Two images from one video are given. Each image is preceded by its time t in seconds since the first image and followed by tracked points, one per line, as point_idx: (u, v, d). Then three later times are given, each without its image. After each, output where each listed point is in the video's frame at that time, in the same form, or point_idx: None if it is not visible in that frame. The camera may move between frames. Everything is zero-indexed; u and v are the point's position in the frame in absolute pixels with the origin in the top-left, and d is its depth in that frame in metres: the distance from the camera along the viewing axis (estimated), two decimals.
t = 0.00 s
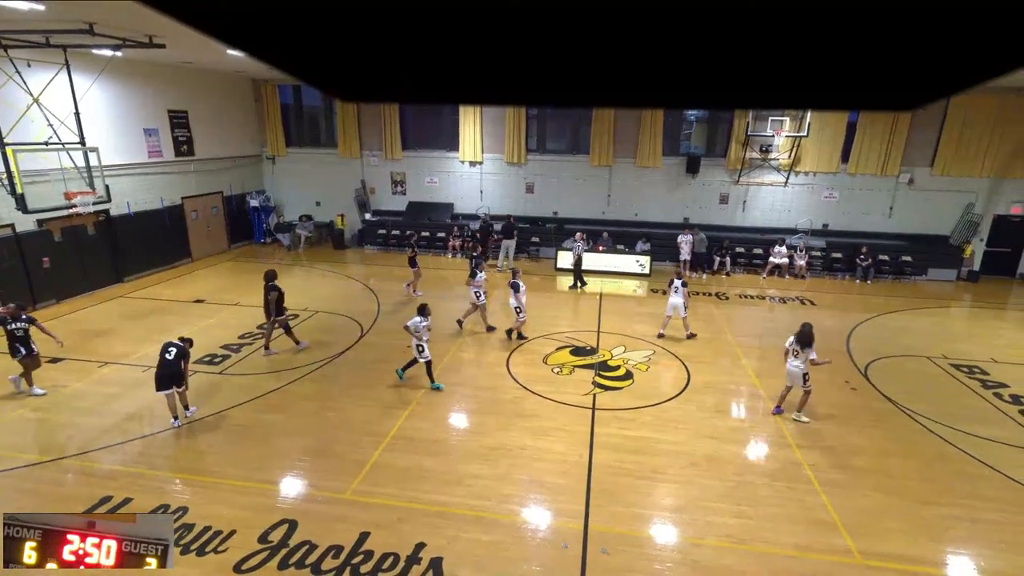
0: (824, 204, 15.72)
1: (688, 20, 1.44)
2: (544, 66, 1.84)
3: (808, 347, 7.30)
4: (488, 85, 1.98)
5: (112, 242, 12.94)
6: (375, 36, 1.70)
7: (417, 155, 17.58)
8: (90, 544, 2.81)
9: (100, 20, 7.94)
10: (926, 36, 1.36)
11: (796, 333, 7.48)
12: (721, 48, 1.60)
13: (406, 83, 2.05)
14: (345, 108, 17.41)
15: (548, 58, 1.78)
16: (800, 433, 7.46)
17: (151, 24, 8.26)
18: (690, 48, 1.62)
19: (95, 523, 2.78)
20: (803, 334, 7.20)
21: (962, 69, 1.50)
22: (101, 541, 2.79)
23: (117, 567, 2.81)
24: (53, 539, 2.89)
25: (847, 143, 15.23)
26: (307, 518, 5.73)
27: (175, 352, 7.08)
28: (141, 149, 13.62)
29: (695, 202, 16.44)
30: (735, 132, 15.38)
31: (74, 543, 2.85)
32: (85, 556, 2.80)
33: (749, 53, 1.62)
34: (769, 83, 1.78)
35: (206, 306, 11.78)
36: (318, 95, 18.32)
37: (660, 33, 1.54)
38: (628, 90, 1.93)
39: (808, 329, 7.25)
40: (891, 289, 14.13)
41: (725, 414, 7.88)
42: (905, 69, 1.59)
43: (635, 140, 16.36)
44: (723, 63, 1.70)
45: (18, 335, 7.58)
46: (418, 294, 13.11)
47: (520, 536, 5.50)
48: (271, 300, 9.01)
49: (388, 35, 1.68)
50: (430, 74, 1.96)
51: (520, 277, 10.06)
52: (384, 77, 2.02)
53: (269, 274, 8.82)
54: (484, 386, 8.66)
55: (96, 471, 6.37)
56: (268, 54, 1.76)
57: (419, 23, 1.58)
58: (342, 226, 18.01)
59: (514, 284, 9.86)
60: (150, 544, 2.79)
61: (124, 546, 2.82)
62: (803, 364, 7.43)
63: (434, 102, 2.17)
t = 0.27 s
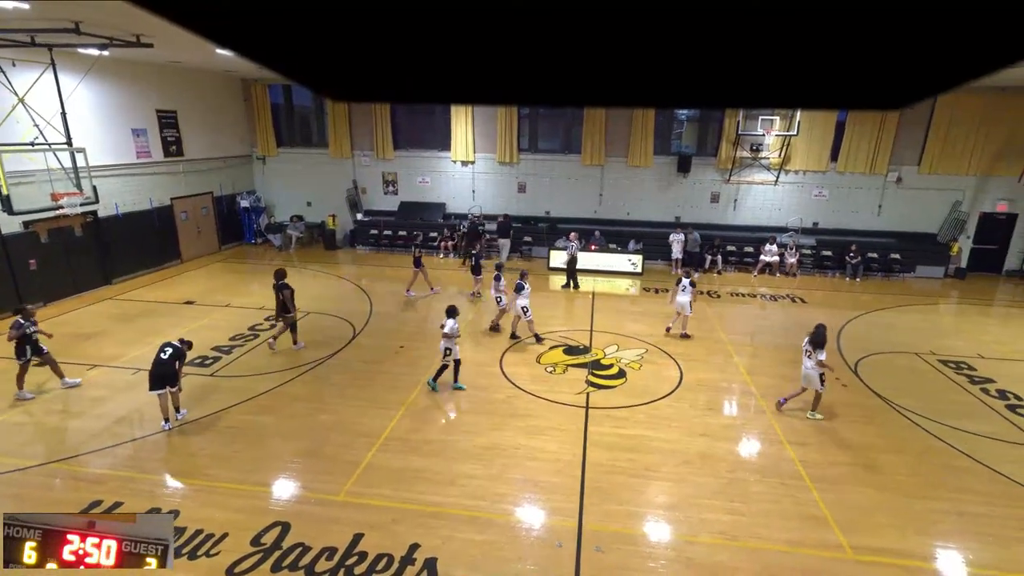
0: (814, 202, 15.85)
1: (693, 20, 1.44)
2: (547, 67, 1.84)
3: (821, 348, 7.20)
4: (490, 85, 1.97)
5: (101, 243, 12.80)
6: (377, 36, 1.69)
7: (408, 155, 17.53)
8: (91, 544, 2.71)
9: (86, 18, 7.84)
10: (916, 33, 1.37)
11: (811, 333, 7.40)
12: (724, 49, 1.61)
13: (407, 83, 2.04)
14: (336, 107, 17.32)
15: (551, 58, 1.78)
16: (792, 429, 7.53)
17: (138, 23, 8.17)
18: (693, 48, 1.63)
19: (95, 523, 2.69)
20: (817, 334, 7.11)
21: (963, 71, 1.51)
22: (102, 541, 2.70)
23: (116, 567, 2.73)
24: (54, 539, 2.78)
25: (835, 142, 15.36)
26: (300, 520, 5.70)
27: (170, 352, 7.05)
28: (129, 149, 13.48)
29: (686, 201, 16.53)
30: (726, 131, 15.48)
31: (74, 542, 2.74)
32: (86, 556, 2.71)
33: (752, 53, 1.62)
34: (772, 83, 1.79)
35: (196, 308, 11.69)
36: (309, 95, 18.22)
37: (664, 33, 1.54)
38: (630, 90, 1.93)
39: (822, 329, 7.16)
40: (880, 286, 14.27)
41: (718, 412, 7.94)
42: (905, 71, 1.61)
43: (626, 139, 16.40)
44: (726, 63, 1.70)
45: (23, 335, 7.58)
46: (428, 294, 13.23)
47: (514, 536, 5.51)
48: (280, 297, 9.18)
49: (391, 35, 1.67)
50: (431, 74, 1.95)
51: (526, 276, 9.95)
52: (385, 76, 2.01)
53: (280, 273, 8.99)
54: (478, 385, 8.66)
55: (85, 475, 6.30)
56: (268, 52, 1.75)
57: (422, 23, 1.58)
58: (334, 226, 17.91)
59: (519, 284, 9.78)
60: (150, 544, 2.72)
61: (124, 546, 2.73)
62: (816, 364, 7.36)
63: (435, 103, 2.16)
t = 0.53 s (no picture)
0: (807, 201, 15.94)
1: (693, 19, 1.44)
2: (545, 65, 1.83)
3: (835, 346, 7.25)
4: (488, 85, 1.96)
5: (93, 244, 12.70)
6: (374, 34, 1.67)
7: (403, 155, 17.51)
8: (90, 544, 2.67)
9: (77, 18, 7.79)
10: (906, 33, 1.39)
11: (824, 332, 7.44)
12: (724, 48, 1.61)
13: (404, 83, 2.03)
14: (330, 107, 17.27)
15: (549, 56, 1.77)
16: (785, 427, 7.57)
17: (130, 22, 8.12)
18: (693, 47, 1.62)
19: (95, 522, 2.64)
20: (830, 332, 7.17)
21: (960, 70, 1.52)
22: (102, 541, 2.65)
23: (116, 567, 2.68)
24: (54, 539, 2.73)
25: (827, 141, 15.46)
26: (295, 521, 5.68)
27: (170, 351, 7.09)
28: (121, 150, 13.39)
29: (680, 201, 16.60)
30: (719, 131, 15.56)
31: (74, 542, 2.69)
32: (86, 557, 2.66)
33: (771, 53, 1.61)
34: (771, 83, 1.79)
35: (189, 309, 11.62)
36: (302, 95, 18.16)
37: (664, 31, 1.54)
38: (629, 90, 1.93)
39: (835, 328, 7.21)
40: (872, 284, 14.37)
41: (712, 410, 7.98)
42: (904, 70, 1.61)
43: (621, 139, 16.44)
44: (726, 62, 1.70)
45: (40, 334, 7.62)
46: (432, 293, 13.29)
47: (510, 535, 5.51)
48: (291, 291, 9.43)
49: (388, 33, 1.66)
50: (428, 73, 1.94)
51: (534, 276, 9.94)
52: (382, 76, 1.99)
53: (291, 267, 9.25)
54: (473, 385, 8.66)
55: (77, 478, 6.26)
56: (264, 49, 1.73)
57: (419, 21, 1.57)
58: (328, 226, 17.85)
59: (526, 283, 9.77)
60: (150, 544, 2.67)
61: (124, 546, 2.69)
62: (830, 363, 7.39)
63: (432, 103, 2.15)
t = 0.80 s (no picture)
0: (800, 201, 16.05)
1: (693, 20, 1.47)
2: (546, 66, 1.86)
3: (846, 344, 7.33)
4: (489, 85, 1.99)
5: (87, 245, 12.65)
6: (376, 34, 1.69)
7: (398, 155, 17.50)
8: (90, 545, 2.51)
9: (70, 18, 7.77)
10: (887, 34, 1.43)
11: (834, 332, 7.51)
12: (722, 49, 1.64)
13: (405, 84, 2.05)
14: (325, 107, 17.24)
15: (550, 58, 1.80)
16: (779, 425, 7.64)
17: (123, 23, 8.11)
18: (706, 51, 1.67)
19: (96, 522, 2.49)
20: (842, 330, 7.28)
21: (949, 71, 1.57)
22: (102, 541, 2.50)
23: (116, 568, 2.54)
24: (54, 539, 2.60)
25: (820, 141, 15.57)
26: (291, 522, 5.68)
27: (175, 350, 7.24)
28: (115, 150, 13.33)
29: (674, 200, 16.67)
30: (713, 131, 15.64)
31: (74, 542, 2.54)
32: (85, 557, 2.50)
33: (759, 54, 1.65)
34: (766, 85, 1.84)
35: (184, 310, 11.58)
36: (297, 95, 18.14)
37: (663, 33, 1.57)
38: (627, 90, 1.96)
39: (845, 327, 7.30)
40: (864, 283, 14.48)
41: (707, 408, 8.03)
42: (895, 73, 1.65)
43: (615, 139, 16.49)
44: (723, 63, 1.73)
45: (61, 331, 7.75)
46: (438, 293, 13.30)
47: (506, 534, 5.54)
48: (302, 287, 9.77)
49: (391, 33, 1.68)
50: (430, 74, 1.96)
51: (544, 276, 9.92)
52: (384, 78, 2.01)
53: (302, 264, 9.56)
54: (469, 385, 8.68)
55: (72, 480, 6.24)
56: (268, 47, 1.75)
57: (423, 23, 1.60)
58: (324, 227, 17.82)
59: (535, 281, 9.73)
60: (151, 544, 2.52)
61: (124, 546, 2.55)
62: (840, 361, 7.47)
63: (433, 104, 2.17)
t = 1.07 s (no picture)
0: (792, 200, 16.16)
1: (691, 21, 1.49)
2: (545, 66, 1.88)
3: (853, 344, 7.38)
4: (488, 85, 2.01)
5: (81, 246, 12.58)
6: (377, 34, 1.70)
7: (394, 155, 17.50)
8: (90, 544, 2.52)
9: (64, 19, 7.74)
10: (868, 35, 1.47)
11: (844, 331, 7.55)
12: (719, 49, 1.66)
13: (404, 84, 2.06)
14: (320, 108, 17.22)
15: (549, 58, 1.83)
16: (773, 422, 7.71)
17: (118, 23, 8.08)
18: (694, 53, 1.70)
19: (95, 522, 2.48)
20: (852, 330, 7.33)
21: (924, 72, 1.62)
22: (102, 541, 2.50)
23: (116, 567, 2.56)
24: (54, 539, 2.61)
25: (813, 141, 15.67)
26: (288, 522, 5.69)
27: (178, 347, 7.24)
28: (109, 151, 13.27)
29: (669, 200, 16.75)
30: (706, 132, 15.72)
31: (74, 543, 2.55)
32: (85, 557, 2.50)
33: (746, 56, 1.69)
34: (762, 85, 1.87)
35: (179, 311, 11.55)
36: (292, 95, 18.11)
37: (661, 33, 1.59)
38: (625, 90, 1.98)
39: (854, 326, 7.34)
40: (857, 282, 14.60)
41: (702, 406, 8.09)
42: (888, 73, 1.69)
43: (610, 139, 16.54)
44: (720, 64, 1.76)
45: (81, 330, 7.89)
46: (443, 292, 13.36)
47: (503, 533, 5.57)
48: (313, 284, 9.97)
49: (391, 33, 1.70)
50: (430, 74, 1.98)
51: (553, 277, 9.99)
52: (384, 78, 2.03)
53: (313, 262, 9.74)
54: (466, 384, 8.71)
55: (67, 482, 6.22)
56: (269, 46, 1.76)
57: (424, 23, 1.62)
58: (319, 227, 17.79)
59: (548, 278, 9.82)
60: (150, 544, 2.52)
61: (124, 546, 2.56)
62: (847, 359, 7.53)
63: (432, 104, 2.19)
